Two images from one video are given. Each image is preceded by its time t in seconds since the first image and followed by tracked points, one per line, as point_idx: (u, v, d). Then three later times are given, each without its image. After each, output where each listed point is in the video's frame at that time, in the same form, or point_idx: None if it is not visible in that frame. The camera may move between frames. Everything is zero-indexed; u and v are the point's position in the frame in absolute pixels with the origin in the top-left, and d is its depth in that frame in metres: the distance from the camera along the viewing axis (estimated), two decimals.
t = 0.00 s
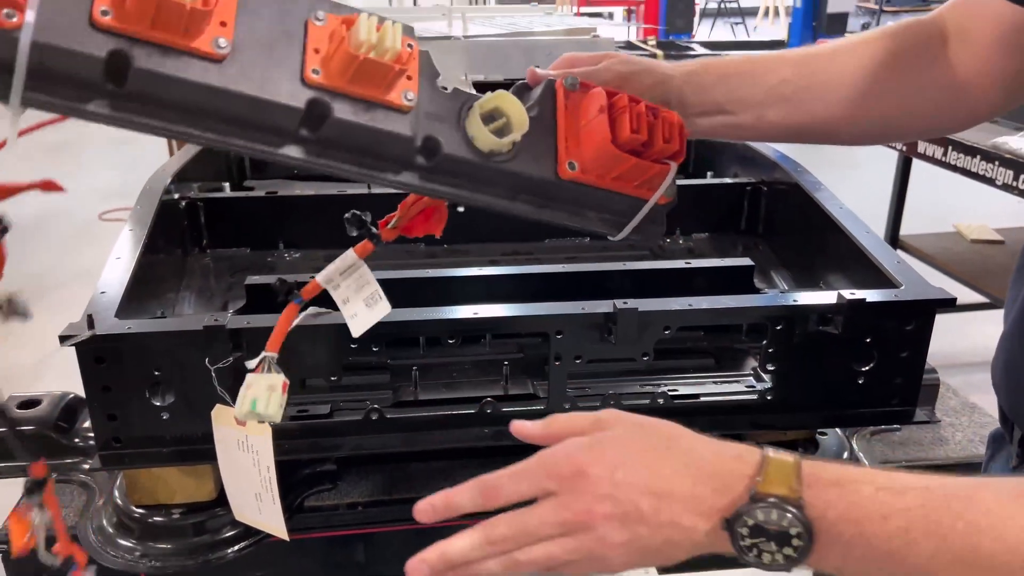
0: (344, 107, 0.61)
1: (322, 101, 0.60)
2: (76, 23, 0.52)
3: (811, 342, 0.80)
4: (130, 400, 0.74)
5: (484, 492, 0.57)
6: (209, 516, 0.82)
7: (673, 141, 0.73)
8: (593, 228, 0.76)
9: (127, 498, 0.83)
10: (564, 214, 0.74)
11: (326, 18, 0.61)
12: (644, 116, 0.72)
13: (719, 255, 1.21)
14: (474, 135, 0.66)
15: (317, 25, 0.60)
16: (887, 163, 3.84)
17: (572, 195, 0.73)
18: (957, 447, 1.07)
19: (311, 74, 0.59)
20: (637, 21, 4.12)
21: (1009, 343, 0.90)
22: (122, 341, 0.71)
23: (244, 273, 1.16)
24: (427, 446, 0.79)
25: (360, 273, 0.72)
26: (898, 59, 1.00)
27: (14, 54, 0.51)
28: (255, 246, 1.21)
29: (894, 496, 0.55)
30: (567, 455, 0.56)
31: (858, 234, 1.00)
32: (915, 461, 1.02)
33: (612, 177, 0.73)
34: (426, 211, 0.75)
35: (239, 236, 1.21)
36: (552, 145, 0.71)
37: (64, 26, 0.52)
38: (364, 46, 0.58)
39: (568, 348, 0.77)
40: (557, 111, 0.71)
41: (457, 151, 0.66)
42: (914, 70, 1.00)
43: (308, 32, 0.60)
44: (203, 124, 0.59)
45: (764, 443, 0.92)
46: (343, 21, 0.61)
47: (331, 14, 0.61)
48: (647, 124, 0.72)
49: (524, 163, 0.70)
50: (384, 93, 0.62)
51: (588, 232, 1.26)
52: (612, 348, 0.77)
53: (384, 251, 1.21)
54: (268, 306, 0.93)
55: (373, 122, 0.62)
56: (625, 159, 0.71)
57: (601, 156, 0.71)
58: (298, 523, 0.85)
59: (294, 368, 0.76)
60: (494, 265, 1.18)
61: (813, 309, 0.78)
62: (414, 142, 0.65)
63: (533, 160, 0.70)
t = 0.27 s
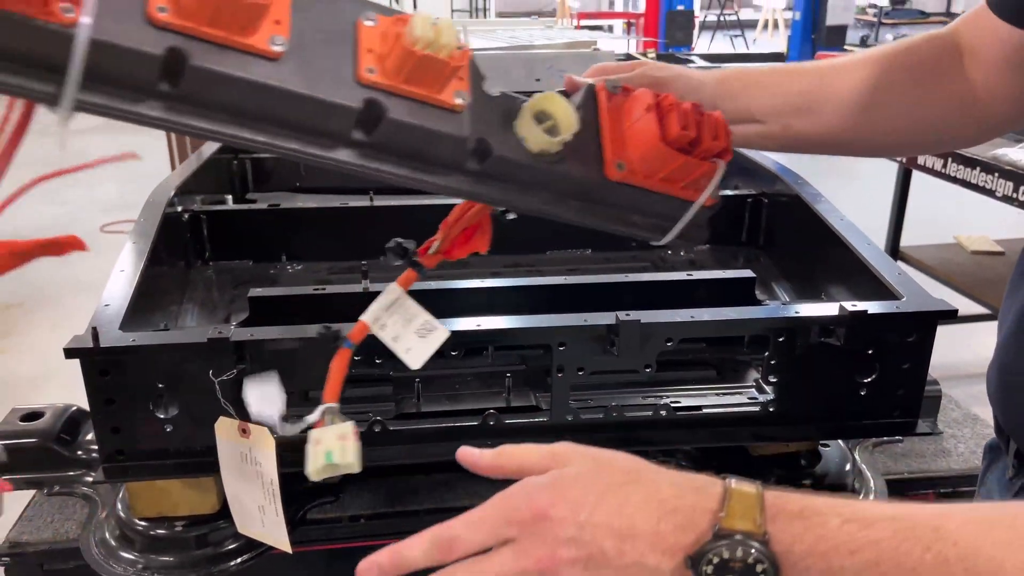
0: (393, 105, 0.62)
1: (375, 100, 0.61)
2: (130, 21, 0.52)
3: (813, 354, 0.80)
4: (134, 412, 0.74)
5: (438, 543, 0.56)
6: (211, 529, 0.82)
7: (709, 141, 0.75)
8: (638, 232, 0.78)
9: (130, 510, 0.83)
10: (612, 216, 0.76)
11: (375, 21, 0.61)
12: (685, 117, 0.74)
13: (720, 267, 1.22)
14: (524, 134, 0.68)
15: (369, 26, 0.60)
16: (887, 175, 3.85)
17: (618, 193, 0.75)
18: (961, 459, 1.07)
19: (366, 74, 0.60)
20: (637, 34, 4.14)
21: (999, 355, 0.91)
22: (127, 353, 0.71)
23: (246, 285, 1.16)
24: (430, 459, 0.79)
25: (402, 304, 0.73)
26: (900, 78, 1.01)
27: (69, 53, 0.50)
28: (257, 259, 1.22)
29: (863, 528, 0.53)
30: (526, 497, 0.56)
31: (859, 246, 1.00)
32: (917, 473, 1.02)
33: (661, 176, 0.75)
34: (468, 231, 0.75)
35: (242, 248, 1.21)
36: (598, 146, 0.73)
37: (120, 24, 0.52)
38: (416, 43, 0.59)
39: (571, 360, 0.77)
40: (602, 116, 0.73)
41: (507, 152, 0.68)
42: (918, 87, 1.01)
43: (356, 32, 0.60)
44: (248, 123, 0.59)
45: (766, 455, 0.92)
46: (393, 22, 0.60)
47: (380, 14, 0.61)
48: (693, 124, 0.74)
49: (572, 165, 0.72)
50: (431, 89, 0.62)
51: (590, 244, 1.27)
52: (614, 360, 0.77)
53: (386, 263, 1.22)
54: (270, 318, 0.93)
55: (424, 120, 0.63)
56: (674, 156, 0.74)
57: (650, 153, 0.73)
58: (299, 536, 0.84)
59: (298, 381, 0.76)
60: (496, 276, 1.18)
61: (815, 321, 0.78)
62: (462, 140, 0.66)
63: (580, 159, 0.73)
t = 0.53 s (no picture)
0: (549, 108, 0.51)
1: (528, 101, 0.50)
2: (300, 27, 0.44)
3: (814, 369, 0.80)
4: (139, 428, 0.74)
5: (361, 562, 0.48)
6: (214, 545, 0.82)
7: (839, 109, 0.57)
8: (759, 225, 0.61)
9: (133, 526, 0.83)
10: (735, 210, 0.59)
11: (515, 21, 0.50)
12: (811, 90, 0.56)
13: (721, 282, 1.22)
14: (658, 126, 0.55)
15: (510, 26, 0.50)
16: (886, 190, 3.87)
17: (745, 188, 0.58)
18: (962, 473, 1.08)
19: (517, 73, 0.50)
20: (637, 50, 4.17)
21: (988, 371, 0.93)
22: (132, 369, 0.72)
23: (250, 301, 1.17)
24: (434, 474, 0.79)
25: (519, 294, 0.63)
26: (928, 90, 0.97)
27: (255, 66, 0.42)
28: (260, 275, 1.22)
29: (799, 543, 0.50)
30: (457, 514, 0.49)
31: (859, 262, 1.01)
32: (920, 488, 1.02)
33: (789, 158, 0.57)
34: (590, 225, 0.65)
35: (245, 264, 1.22)
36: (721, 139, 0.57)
37: (293, 30, 0.43)
38: (563, 36, 0.49)
39: (573, 376, 0.77)
40: (720, 106, 0.57)
41: (649, 148, 0.55)
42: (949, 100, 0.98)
43: (498, 39, 0.50)
44: (410, 138, 0.49)
45: (768, 470, 0.92)
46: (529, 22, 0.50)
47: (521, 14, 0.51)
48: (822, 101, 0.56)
49: (700, 157, 0.56)
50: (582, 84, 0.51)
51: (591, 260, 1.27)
52: (616, 376, 0.78)
53: (388, 279, 1.23)
54: (273, 334, 0.94)
55: (575, 120, 0.52)
56: (806, 136, 0.56)
57: (775, 134, 0.56)
58: (304, 553, 0.85)
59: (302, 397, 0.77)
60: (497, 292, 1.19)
61: (816, 336, 0.79)
62: (609, 133, 0.53)
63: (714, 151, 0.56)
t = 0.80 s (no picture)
0: (687, 79, 0.56)
1: (668, 79, 0.56)
2: (459, 16, 0.51)
3: (812, 387, 0.81)
4: (142, 448, 0.75)
5: None
6: (215, 564, 0.82)
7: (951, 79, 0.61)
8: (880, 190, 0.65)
9: (135, 545, 0.84)
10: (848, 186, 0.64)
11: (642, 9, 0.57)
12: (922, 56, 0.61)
13: (719, 300, 1.23)
14: (782, 97, 0.59)
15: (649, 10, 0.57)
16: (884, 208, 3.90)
17: (870, 147, 0.62)
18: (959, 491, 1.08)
19: (653, 50, 0.56)
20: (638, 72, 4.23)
21: (987, 388, 0.93)
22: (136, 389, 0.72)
23: (251, 320, 1.17)
24: (433, 492, 0.80)
25: (657, 309, 0.74)
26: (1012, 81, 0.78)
27: (421, 48, 0.50)
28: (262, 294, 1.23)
29: None
30: None
31: (855, 280, 1.02)
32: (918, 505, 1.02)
33: (903, 122, 0.61)
34: (710, 218, 0.71)
35: (246, 284, 1.23)
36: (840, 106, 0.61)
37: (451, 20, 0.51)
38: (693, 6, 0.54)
39: (572, 395, 0.78)
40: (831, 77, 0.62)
41: (775, 116, 0.59)
42: None
43: (626, 23, 0.58)
44: (556, 113, 0.56)
45: (767, 488, 0.93)
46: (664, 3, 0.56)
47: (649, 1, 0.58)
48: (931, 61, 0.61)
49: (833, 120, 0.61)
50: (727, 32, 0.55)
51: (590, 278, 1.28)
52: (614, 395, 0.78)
53: (389, 298, 1.24)
54: (276, 353, 0.95)
55: (705, 90, 0.57)
56: (920, 94, 0.60)
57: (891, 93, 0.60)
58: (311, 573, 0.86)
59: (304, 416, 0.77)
60: (497, 311, 1.20)
61: (812, 354, 0.79)
62: (743, 106, 0.58)
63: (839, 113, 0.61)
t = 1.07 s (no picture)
0: (628, 82, 0.51)
1: (611, 79, 0.51)
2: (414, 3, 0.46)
3: (803, 408, 0.82)
4: (137, 471, 0.75)
5: None
6: None
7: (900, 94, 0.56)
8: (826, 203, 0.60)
9: (130, 568, 0.84)
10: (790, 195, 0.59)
11: None
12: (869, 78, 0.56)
13: (713, 320, 1.24)
14: (728, 102, 0.54)
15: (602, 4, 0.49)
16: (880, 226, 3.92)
17: (810, 167, 0.57)
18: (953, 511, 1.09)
19: (602, 50, 0.50)
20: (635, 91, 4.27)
21: (982, 408, 0.93)
22: (132, 412, 0.73)
23: (249, 341, 1.18)
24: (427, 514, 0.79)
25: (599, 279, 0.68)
26: None
27: (370, 39, 0.46)
28: (260, 315, 1.24)
29: None
30: None
31: (846, 301, 1.03)
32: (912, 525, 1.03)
33: (853, 139, 0.55)
34: (660, 206, 0.68)
35: (244, 305, 1.24)
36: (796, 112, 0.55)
37: (406, 5, 0.46)
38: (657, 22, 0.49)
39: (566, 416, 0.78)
40: (788, 83, 0.54)
41: (717, 124, 0.54)
42: None
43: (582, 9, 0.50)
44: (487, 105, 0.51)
45: (761, 509, 0.93)
46: None
47: None
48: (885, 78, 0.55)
49: (774, 132, 0.55)
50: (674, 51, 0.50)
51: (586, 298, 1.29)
52: (608, 417, 0.79)
53: (386, 319, 1.24)
54: (273, 374, 0.95)
55: (651, 91, 0.52)
56: (871, 117, 0.55)
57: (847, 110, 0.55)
58: None
59: (299, 438, 0.78)
60: (493, 331, 1.21)
61: (804, 376, 0.80)
62: (684, 104, 0.53)
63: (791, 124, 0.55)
